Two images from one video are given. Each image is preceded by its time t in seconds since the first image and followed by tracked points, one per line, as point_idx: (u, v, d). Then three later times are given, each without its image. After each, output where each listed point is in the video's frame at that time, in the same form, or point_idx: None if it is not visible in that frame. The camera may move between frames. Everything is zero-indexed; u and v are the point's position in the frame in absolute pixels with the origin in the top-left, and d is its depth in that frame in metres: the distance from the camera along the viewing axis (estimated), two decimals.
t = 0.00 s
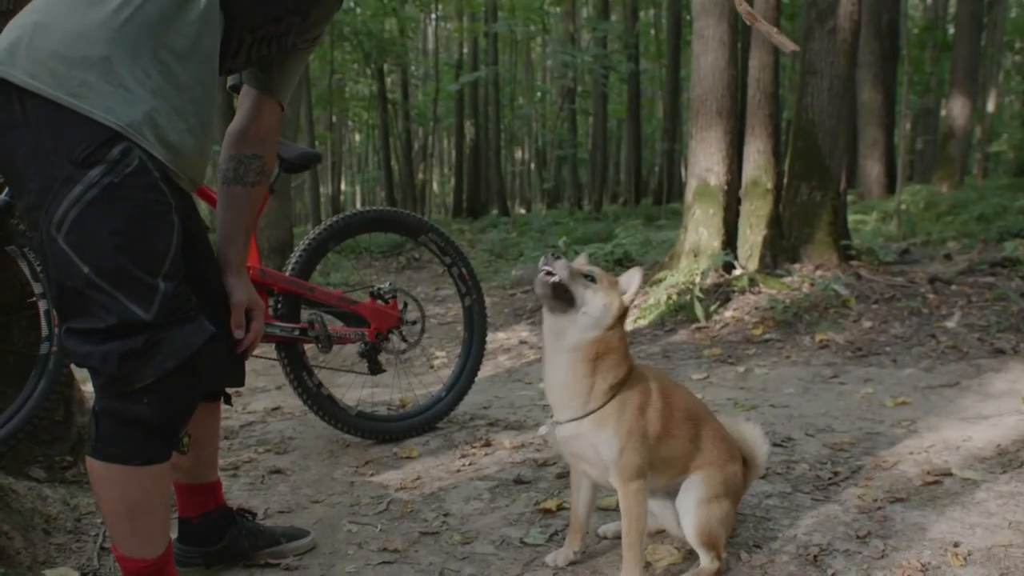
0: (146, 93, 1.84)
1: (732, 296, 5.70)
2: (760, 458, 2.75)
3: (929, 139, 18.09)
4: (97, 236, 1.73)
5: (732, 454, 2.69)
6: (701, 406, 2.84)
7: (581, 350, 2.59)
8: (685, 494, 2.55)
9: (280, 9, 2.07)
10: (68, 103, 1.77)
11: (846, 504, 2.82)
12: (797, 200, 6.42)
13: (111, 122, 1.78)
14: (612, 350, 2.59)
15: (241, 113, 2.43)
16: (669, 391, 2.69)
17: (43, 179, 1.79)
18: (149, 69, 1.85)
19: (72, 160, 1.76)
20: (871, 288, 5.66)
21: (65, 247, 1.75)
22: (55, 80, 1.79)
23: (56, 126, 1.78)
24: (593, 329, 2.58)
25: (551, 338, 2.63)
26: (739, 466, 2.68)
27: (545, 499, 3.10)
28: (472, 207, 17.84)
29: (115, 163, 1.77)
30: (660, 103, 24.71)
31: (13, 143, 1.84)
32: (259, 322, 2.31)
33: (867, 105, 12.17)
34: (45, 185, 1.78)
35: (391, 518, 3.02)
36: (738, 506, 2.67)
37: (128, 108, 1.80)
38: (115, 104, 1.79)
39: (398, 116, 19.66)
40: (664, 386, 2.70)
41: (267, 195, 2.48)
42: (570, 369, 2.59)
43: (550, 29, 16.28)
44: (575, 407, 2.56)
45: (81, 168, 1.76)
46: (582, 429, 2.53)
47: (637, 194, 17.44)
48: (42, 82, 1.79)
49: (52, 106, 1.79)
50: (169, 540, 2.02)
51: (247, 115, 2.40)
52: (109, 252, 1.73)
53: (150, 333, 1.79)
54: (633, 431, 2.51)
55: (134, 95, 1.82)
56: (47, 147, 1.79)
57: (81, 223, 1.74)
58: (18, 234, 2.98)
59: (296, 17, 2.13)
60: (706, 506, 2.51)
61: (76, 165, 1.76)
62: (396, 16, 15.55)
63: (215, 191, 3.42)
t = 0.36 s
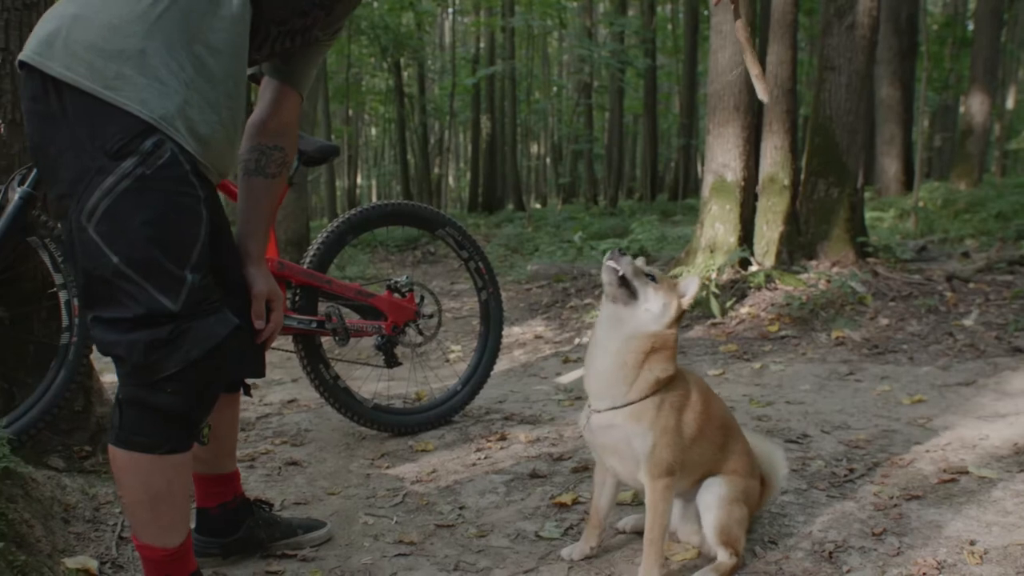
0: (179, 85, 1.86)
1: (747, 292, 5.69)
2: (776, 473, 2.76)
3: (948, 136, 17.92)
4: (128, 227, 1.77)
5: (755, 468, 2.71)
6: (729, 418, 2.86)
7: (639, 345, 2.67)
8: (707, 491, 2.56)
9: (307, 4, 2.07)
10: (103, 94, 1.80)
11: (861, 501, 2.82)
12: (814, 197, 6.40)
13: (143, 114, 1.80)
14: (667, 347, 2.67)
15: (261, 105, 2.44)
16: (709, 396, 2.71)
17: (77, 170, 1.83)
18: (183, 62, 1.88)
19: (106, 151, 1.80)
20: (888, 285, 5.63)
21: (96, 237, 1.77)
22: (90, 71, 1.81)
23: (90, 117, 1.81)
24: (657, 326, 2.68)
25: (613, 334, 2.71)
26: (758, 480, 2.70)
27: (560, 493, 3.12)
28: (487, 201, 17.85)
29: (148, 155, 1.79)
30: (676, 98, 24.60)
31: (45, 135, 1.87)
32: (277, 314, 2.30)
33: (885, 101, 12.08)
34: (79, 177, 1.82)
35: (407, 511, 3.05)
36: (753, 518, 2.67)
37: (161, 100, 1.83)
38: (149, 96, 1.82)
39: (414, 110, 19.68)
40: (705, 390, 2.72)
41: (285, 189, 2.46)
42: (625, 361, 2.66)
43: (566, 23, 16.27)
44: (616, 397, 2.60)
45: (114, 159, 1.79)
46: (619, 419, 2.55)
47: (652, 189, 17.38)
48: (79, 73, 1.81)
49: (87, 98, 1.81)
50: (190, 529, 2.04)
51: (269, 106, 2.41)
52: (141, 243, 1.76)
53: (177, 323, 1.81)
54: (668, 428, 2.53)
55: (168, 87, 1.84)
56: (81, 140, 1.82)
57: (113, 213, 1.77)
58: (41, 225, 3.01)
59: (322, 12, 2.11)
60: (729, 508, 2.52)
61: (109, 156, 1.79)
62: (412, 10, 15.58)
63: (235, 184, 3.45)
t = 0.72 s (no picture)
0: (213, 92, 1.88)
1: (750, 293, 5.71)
2: (791, 483, 2.75)
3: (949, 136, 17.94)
4: (184, 225, 1.80)
5: (768, 478, 2.71)
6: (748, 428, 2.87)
7: (658, 347, 2.67)
8: (718, 495, 2.56)
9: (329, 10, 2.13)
10: (144, 103, 1.81)
11: (864, 501, 2.84)
12: (816, 198, 6.42)
13: (185, 118, 1.81)
14: (684, 350, 2.67)
15: (279, 106, 2.36)
16: (726, 402, 2.73)
17: (122, 177, 1.83)
18: (215, 69, 1.89)
19: (153, 156, 1.80)
20: (890, 286, 5.65)
21: (152, 238, 1.81)
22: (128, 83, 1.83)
23: (133, 124, 1.82)
24: (677, 328, 2.66)
25: (634, 340, 2.71)
26: (772, 490, 2.70)
27: (565, 494, 3.15)
28: (490, 202, 17.89)
29: (193, 156, 1.80)
30: (678, 99, 24.63)
31: (87, 145, 1.88)
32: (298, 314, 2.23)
33: (888, 102, 12.10)
34: (124, 181, 1.82)
35: (413, 512, 3.08)
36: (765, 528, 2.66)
37: (199, 104, 1.84)
38: (187, 103, 1.83)
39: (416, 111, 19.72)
40: (723, 396, 2.74)
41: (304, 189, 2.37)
42: (643, 364, 2.66)
43: (570, 24, 16.32)
44: (628, 396, 2.62)
45: (161, 163, 1.80)
46: (631, 417, 2.58)
47: (654, 189, 17.41)
48: (118, 85, 1.83)
49: (127, 107, 1.83)
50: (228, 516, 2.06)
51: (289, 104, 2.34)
52: (197, 241, 1.80)
53: (242, 314, 1.85)
54: (679, 429, 2.55)
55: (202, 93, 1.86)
56: (124, 145, 1.83)
57: (165, 215, 1.80)
58: (49, 226, 3.02)
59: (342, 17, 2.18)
60: (738, 513, 2.52)
61: (155, 160, 1.80)
62: (416, 11, 15.62)
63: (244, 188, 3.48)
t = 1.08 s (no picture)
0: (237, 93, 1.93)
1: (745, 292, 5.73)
2: (789, 484, 2.77)
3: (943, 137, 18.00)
4: (223, 221, 1.81)
5: (767, 478, 2.73)
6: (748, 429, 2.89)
7: (663, 347, 2.73)
8: (717, 492, 2.58)
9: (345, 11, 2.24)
10: (175, 105, 1.85)
11: (857, 499, 2.87)
12: (811, 198, 6.46)
13: (215, 118, 1.85)
14: (689, 349, 2.73)
15: (300, 102, 2.69)
16: (727, 402, 2.76)
17: (160, 176, 1.86)
18: (239, 72, 1.96)
19: (187, 155, 1.83)
20: (884, 286, 5.69)
21: (196, 237, 1.84)
22: (158, 87, 1.87)
23: (166, 127, 1.86)
24: (683, 329, 2.75)
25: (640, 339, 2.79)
26: (770, 490, 2.71)
27: (562, 491, 3.17)
28: (485, 201, 17.89)
29: (225, 153, 1.83)
30: (673, 99, 24.67)
31: (127, 151, 1.91)
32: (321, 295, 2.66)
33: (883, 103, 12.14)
34: (164, 182, 1.85)
35: (410, 509, 3.09)
36: (763, 527, 2.67)
37: (227, 105, 1.88)
38: (215, 103, 1.87)
39: (412, 110, 19.71)
40: (725, 397, 2.77)
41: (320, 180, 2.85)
42: (646, 363, 2.71)
43: (566, 23, 16.33)
44: (631, 393, 2.67)
45: (196, 161, 1.82)
46: (633, 414, 2.61)
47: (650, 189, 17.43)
48: (149, 90, 1.87)
49: (158, 110, 1.86)
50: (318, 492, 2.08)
51: (307, 105, 2.67)
52: (235, 235, 1.80)
53: (285, 305, 1.82)
54: (680, 427, 2.58)
55: (228, 94, 1.91)
56: (160, 147, 1.86)
57: (204, 212, 1.82)
58: (46, 224, 3.03)
59: (357, 14, 2.30)
60: (735, 511, 2.53)
61: (191, 160, 1.83)
62: (412, 10, 15.60)
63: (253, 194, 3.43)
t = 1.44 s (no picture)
0: (257, 91, 1.98)
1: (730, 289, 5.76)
2: (769, 479, 2.79)
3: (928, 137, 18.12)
4: (234, 226, 1.90)
5: (750, 472, 2.75)
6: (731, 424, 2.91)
7: (652, 345, 2.72)
8: (701, 485, 2.60)
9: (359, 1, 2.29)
10: (195, 105, 1.90)
11: (839, 492, 2.89)
12: (797, 196, 6.49)
13: (234, 120, 1.91)
14: (679, 344, 2.73)
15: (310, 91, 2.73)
16: (713, 397, 2.77)
17: (173, 175, 1.92)
18: (260, 71, 2.01)
19: (204, 157, 1.90)
20: (868, 284, 5.72)
21: (203, 238, 1.92)
22: (178, 86, 1.91)
23: (184, 127, 1.91)
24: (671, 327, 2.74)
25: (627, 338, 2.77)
26: (753, 484, 2.73)
27: (546, 486, 3.18)
28: (472, 198, 17.86)
29: (243, 157, 1.90)
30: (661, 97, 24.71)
31: (138, 148, 1.96)
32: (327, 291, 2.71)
33: (868, 102, 12.21)
34: (176, 182, 1.92)
35: (395, 503, 3.09)
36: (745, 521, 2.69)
37: (247, 105, 1.94)
38: (235, 104, 1.93)
39: (400, 106, 19.64)
40: (711, 391, 2.78)
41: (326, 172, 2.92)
42: (635, 359, 2.70)
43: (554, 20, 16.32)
44: (623, 387, 2.66)
45: (213, 164, 1.90)
46: (623, 408, 2.61)
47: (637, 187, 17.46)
48: (169, 88, 1.91)
49: (177, 109, 1.91)
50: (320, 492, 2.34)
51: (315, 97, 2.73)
52: (246, 241, 1.90)
53: (289, 311, 1.96)
54: (669, 422, 2.59)
55: (248, 92, 1.96)
56: (177, 146, 1.92)
57: (216, 216, 1.90)
58: (28, 217, 3.00)
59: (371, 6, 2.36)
60: (719, 505, 2.55)
61: (208, 162, 1.90)
62: (400, 5, 15.53)
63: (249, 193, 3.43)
